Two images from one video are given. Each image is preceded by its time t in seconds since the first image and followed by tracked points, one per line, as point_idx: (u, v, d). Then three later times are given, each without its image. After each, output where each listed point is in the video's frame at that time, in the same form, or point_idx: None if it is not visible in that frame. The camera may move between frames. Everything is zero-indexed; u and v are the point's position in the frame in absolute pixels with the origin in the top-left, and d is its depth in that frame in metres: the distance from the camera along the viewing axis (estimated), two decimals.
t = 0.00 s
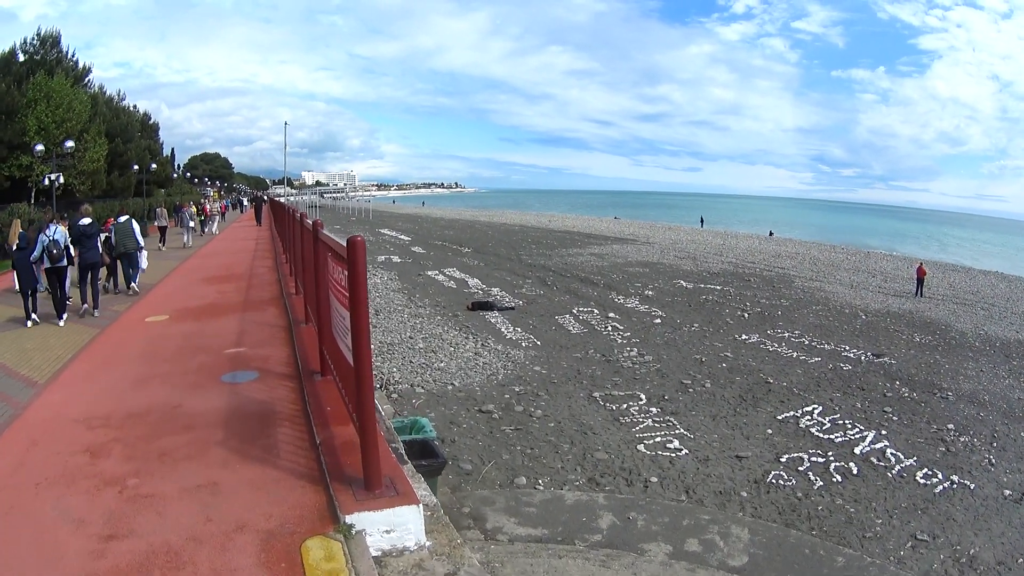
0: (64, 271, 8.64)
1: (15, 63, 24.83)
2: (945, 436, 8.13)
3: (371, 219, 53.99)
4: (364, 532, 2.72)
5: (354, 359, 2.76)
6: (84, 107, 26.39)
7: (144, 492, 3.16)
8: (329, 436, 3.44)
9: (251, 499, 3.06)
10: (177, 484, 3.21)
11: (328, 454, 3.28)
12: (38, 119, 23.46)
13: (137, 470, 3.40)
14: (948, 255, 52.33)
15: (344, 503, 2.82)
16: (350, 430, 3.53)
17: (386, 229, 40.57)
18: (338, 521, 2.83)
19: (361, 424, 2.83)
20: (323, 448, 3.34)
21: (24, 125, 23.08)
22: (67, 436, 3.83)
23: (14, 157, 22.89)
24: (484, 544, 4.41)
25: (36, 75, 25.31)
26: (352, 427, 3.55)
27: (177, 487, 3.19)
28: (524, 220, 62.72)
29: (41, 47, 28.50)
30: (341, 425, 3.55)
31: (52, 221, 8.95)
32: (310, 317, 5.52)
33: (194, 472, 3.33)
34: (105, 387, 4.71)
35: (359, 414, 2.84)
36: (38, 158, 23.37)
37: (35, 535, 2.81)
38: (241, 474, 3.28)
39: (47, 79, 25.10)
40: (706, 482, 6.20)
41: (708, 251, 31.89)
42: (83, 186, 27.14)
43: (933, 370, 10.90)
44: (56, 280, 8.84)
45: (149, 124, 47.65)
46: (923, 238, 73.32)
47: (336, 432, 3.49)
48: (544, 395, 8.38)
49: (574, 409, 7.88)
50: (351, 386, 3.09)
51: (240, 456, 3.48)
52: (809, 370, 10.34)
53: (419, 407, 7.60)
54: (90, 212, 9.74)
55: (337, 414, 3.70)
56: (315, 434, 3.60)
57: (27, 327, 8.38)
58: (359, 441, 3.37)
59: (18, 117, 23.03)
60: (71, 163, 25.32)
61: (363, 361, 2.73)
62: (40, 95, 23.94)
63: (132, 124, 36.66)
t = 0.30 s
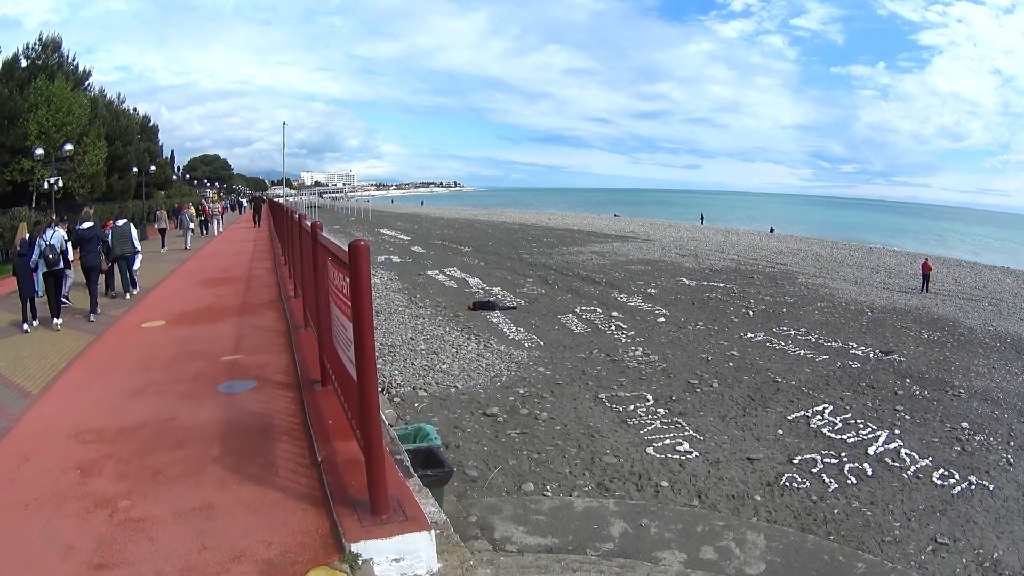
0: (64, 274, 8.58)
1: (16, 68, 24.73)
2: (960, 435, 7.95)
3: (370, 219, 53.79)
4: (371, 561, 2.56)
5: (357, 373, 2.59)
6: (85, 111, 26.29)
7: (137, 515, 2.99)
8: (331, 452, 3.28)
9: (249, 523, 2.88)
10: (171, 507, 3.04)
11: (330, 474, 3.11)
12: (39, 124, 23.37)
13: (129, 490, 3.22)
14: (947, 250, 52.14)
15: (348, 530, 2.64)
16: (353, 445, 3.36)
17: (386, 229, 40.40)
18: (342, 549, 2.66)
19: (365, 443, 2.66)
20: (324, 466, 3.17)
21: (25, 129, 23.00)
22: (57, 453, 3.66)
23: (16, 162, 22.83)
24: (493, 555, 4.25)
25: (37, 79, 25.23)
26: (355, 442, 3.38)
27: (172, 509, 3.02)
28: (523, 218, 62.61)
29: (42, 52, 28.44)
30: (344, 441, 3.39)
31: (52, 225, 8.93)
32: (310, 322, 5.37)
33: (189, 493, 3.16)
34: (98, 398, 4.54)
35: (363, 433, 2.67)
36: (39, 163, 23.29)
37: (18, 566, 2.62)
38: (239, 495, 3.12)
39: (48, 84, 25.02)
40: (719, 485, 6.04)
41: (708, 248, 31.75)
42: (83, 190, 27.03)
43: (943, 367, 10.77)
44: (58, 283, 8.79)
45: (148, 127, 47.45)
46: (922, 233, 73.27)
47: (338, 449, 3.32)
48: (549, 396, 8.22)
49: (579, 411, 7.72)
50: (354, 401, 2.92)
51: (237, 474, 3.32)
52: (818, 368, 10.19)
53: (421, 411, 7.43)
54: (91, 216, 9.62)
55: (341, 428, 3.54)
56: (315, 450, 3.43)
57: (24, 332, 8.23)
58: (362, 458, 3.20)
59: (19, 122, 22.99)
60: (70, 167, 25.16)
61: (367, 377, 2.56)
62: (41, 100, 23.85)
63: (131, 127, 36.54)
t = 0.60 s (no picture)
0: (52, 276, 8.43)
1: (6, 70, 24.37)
2: (967, 435, 7.82)
3: (363, 217, 53.40)
4: None
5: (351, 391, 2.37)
6: (76, 112, 25.93)
7: (115, 544, 2.76)
8: (324, 475, 3.05)
9: (236, 554, 2.66)
10: (153, 535, 2.81)
11: (324, 499, 2.89)
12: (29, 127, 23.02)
13: (108, 515, 2.99)
14: (940, 244, 52.25)
15: (345, 564, 2.43)
16: (348, 466, 3.14)
17: (378, 228, 40.09)
18: None
19: (362, 468, 2.44)
20: (317, 490, 2.95)
21: (15, 132, 22.65)
22: (33, 472, 3.42)
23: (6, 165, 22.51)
24: (495, 570, 4.03)
25: (27, 81, 24.86)
26: (349, 462, 3.16)
27: (154, 537, 2.80)
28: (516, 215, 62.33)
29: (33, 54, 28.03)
30: (338, 461, 3.17)
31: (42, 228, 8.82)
32: (301, 328, 5.15)
33: (173, 519, 2.93)
34: (77, 411, 4.29)
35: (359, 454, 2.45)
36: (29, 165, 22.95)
37: None
38: (226, 521, 2.89)
39: (38, 85, 24.64)
40: (727, 491, 5.86)
41: (703, 245, 31.65)
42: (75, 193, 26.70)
43: (946, 364, 10.64)
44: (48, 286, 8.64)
45: (137, 127, 46.91)
46: (913, 227, 73.60)
47: (332, 469, 3.11)
48: (548, 398, 8.02)
49: (579, 413, 7.52)
50: (348, 418, 2.71)
51: (223, 496, 3.09)
52: (820, 366, 10.05)
53: (417, 415, 7.21)
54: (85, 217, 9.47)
55: (334, 446, 3.32)
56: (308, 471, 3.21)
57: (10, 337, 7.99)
58: (357, 481, 2.99)
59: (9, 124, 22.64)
60: (60, 169, 24.74)
61: (362, 395, 2.33)
62: (31, 101, 23.48)
63: (123, 128, 36.10)
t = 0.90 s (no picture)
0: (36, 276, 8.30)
1: None
2: (973, 439, 7.68)
3: (358, 212, 53.07)
4: None
5: (358, 419, 2.21)
6: (66, 103, 25.54)
7: None
8: (324, 502, 2.90)
9: None
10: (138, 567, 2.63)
11: (325, 529, 2.74)
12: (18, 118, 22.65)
13: (89, 541, 2.81)
14: (935, 245, 52.31)
15: None
16: (349, 491, 2.98)
17: (373, 223, 39.78)
18: None
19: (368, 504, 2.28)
20: (318, 520, 2.79)
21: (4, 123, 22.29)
22: (9, 492, 3.23)
23: None
24: None
25: (16, 72, 24.45)
26: (351, 487, 3.00)
27: (140, 568, 2.62)
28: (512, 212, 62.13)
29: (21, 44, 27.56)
30: (339, 486, 3.01)
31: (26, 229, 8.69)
32: (295, 333, 4.98)
33: (162, 546, 2.76)
34: (57, 422, 4.10)
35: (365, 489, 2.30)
36: (17, 157, 22.59)
37: None
38: (219, 550, 2.72)
39: (27, 76, 24.24)
40: (734, 498, 5.70)
41: (700, 243, 31.54)
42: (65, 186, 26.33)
43: (948, 367, 10.52)
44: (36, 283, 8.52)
45: (131, 120, 46.40)
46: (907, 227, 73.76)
47: (333, 495, 2.95)
48: (549, 400, 7.86)
49: (581, 416, 7.37)
50: (353, 445, 2.55)
51: (212, 522, 2.91)
52: (822, 368, 9.92)
53: (415, 418, 7.03)
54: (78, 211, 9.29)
55: (334, 468, 3.16)
56: (306, 496, 3.05)
57: None
58: (360, 508, 2.84)
59: None
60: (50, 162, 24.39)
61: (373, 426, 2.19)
62: (20, 93, 23.11)
63: (115, 120, 35.64)
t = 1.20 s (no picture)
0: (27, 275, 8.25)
1: None
2: (984, 446, 7.53)
3: (356, 211, 52.84)
4: None
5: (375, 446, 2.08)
6: (66, 99, 25.35)
7: None
8: (331, 528, 2.75)
9: None
10: None
11: (332, 559, 2.59)
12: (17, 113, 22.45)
13: (81, 568, 2.67)
14: (934, 248, 52.25)
15: None
16: (358, 515, 2.84)
17: (372, 223, 39.62)
18: None
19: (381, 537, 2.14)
20: (324, 548, 2.64)
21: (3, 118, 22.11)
22: None
23: None
24: None
25: (16, 67, 24.26)
26: (359, 511, 2.86)
27: None
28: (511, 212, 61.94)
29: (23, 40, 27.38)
30: (346, 511, 2.87)
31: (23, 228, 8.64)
32: (297, 341, 4.84)
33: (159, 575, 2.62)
34: (49, 433, 3.96)
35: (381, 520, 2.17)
36: (16, 153, 22.39)
37: None
38: None
39: (27, 71, 24.04)
40: (745, 508, 5.56)
41: (701, 245, 31.42)
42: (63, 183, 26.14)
43: (956, 373, 10.38)
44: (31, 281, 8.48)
45: (130, 117, 46.18)
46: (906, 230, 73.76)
47: (341, 523, 2.78)
48: (553, 406, 7.72)
49: (586, 422, 7.23)
50: (368, 470, 2.41)
51: (212, 549, 2.77)
52: (829, 374, 9.78)
53: (417, 424, 6.88)
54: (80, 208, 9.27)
55: (341, 490, 3.02)
56: (311, 520, 2.90)
57: None
58: (370, 536, 2.69)
59: None
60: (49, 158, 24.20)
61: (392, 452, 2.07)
62: (20, 88, 22.93)
63: (114, 118, 35.43)
